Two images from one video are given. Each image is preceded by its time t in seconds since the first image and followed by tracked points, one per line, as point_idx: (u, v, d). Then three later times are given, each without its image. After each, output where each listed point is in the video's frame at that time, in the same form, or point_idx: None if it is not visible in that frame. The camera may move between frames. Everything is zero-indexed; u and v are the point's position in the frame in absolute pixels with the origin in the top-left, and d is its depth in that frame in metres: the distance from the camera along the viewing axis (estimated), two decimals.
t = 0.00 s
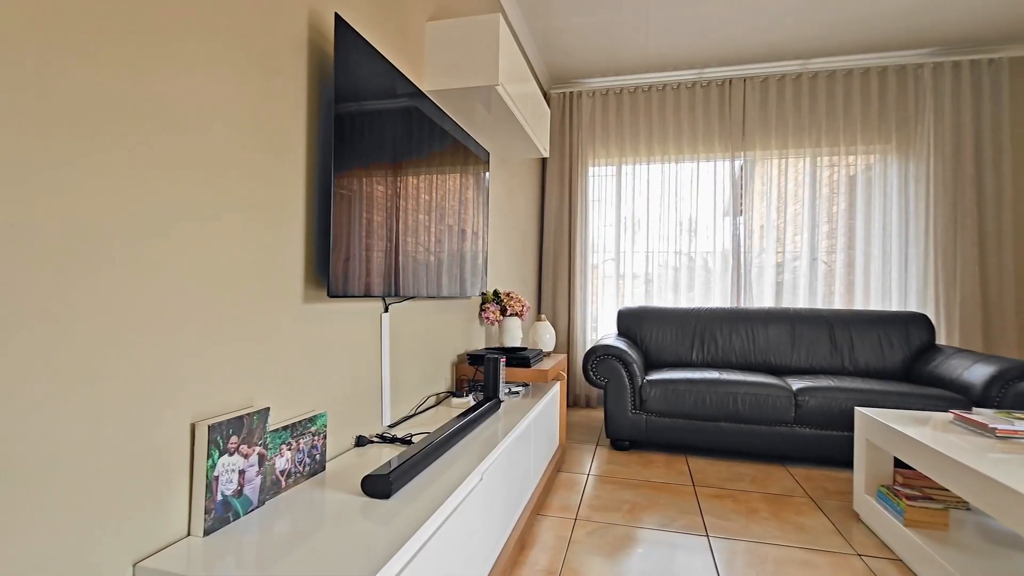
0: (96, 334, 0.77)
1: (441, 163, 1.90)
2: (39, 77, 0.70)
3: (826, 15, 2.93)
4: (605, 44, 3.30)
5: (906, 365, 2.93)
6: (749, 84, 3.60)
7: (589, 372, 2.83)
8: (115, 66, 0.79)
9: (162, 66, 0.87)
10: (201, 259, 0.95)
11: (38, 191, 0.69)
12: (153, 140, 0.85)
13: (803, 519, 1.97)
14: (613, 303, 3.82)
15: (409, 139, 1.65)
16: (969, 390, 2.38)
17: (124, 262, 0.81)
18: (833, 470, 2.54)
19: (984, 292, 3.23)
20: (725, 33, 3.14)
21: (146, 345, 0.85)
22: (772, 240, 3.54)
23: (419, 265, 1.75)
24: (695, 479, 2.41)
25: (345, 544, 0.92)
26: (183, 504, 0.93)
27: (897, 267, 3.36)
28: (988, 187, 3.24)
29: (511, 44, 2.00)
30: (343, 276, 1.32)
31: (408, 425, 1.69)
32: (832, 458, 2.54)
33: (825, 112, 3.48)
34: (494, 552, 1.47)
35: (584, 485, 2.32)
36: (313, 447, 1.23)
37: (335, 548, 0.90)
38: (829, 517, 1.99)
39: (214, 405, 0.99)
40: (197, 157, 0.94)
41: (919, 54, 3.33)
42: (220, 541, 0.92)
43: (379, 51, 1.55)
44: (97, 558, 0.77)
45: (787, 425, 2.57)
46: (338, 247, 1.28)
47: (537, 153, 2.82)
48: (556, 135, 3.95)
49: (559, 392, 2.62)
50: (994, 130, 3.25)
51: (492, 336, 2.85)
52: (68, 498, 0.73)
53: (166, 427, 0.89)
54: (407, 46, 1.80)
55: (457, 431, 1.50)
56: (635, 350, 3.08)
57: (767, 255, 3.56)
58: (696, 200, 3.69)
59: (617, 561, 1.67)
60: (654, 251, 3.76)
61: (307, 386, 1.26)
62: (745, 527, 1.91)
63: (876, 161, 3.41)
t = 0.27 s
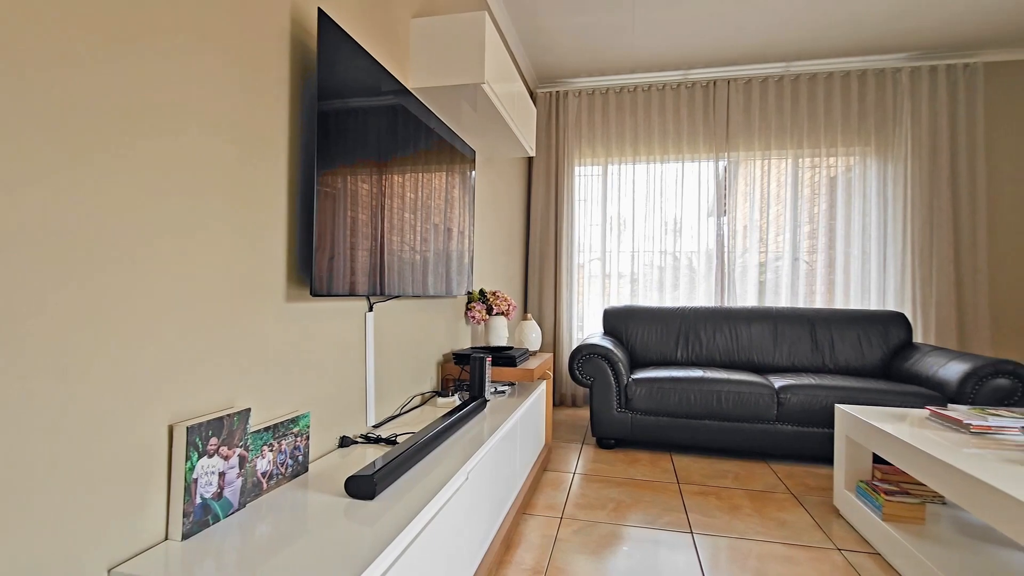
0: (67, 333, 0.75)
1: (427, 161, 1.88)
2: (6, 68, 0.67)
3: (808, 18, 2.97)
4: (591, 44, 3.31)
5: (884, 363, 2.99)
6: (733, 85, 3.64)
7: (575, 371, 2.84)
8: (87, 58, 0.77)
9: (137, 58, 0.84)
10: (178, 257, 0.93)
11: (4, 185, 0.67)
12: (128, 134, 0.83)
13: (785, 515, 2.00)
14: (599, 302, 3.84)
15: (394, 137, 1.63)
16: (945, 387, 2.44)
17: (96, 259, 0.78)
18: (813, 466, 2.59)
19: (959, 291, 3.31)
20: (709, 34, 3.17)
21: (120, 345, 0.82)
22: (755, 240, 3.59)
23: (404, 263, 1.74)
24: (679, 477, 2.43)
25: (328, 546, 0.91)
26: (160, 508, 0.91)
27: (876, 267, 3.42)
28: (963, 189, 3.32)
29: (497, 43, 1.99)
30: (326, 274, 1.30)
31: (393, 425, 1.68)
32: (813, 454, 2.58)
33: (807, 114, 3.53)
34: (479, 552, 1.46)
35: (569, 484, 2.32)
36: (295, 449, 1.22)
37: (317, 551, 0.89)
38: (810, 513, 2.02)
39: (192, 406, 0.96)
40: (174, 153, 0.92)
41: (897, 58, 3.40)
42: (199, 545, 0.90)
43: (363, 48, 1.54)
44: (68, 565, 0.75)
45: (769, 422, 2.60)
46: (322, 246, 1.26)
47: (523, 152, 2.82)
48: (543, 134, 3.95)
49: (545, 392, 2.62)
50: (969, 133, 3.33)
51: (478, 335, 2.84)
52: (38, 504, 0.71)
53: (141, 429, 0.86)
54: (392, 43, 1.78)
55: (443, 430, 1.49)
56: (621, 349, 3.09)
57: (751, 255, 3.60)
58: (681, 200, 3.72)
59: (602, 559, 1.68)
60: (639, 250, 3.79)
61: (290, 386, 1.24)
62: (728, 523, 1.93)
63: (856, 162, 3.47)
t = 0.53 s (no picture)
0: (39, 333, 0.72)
1: (412, 160, 1.87)
2: None
3: (790, 22, 3.02)
4: (577, 44, 3.31)
5: (864, 361, 3.05)
6: (717, 88, 3.68)
7: (561, 371, 2.85)
8: (60, 50, 0.75)
9: (113, 51, 0.82)
10: (155, 255, 0.91)
11: None
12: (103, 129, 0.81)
13: (768, 512, 2.02)
14: (585, 302, 3.85)
15: (379, 135, 1.62)
16: (922, 384, 2.49)
17: (69, 257, 0.76)
18: (795, 463, 2.62)
19: (936, 291, 3.39)
20: (694, 37, 3.20)
21: (95, 345, 0.80)
22: (738, 241, 3.63)
23: (390, 263, 1.72)
24: (664, 475, 2.44)
25: (310, 549, 0.89)
26: (137, 512, 0.88)
27: (856, 267, 3.48)
28: (939, 191, 3.40)
29: (483, 42, 1.99)
30: (310, 273, 1.28)
31: (378, 426, 1.66)
32: (795, 451, 2.62)
33: (789, 117, 3.58)
34: (465, 552, 1.45)
35: (555, 483, 2.32)
36: (277, 450, 1.20)
37: (299, 554, 0.88)
38: (792, 510, 2.05)
39: (171, 408, 0.94)
40: (152, 148, 0.90)
41: (876, 62, 3.47)
42: (177, 549, 0.88)
43: (348, 45, 1.52)
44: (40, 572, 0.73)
45: (752, 421, 2.63)
46: (305, 245, 1.25)
47: (510, 151, 2.82)
48: (529, 134, 3.95)
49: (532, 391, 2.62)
50: (945, 137, 3.41)
51: (464, 335, 2.83)
52: (8, 509, 0.69)
53: (117, 432, 0.84)
54: (377, 41, 1.77)
55: (428, 431, 1.48)
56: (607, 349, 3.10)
57: (734, 256, 3.64)
58: (666, 201, 3.75)
59: (588, 558, 1.68)
60: (625, 251, 3.81)
61: (272, 387, 1.22)
62: (712, 521, 1.95)
63: (837, 165, 3.53)
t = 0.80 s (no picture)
0: (8, 332, 0.70)
1: (397, 158, 1.85)
2: None
3: (772, 26, 3.06)
4: (563, 44, 3.32)
5: (844, 360, 3.11)
6: (701, 89, 3.72)
7: (547, 370, 2.85)
8: (31, 40, 0.72)
9: (86, 42, 0.80)
10: (131, 253, 0.88)
11: None
12: (76, 123, 0.79)
13: (750, 509, 2.05)
14: (571, 302, 3.86)
15: (364, 133, 1.60)
16: (899, 382, 2.55)
17: (40, 254, 0.74)
18: (777, 460, 2.66)
19: (912, 291, 3.46)
20: (678, 39, 3.23)
21: (66, 344, 0.78)
22: (722, 241, 3.67)
23: (374, 262, 1.71)
24: (649, 473, 2.46)
25: (291, 552, 0.88)
26: (112, 517, 0.86)
27: (836, 267, 3.55)
28: (916, 193, 3.48)
29: (469, 41, 1.98)
30: (292, 272, 1.26)
31: (362, 427, 1.64)
32: (777, 449, 2.66)
33: (771, 119, 3.64)
34: (449, 553, 1.44)
35: (541, 483, 2.33)
36: (258, 452, 1.18)
37: (280, 557, 0.86)
38: (774, 506, 2.08)
39: (147, 410, 0.92)
40: (128, 143, 0.87)
41: (855, 66, 3.54)
42: (154, 555, 0.86)
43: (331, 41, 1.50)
44: None
45: (735, 419, 2.67)
46: (286, 243, 1.23)
47: (495, 151, 2.81)
48: (515, 134, 3.95)
49: (517, 391, 2.62)
50: (921, 140, 3.49)
51: (449, 335, 2.82)
52: None
53: (91, 434, 0.82)
54: (361, 38, 1.75)
55: (413, 431, 1.48)
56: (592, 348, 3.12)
57: (718, 256, 3.68)
58: (651, 201, 3.78)
59: (573, 557, 1.68)
60: (610, 251, 3.83)
61: (252, 388, 1.20)
62: (695, 518, 1.96)
63: (817, 166, 3.59)
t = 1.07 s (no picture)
0: None
1: (382, 157, 1.84)
2: None
3: (755, 29, 3.10)
4: (548, 44, 3.33)
5: (824, 358, 3.16)
6: (685, 91, 3.76)
7: (532, 370, 2.85)
8: None
9: (57, 32, 0.78)
10: (105, 250, 0.86)
11: None
12: (46, 115, 0.76)
13: (733, 506, 2.07)
14: (557, 302, 3.87)
15: (348, 131, 1.58)
16: (877, 380, 2.60)
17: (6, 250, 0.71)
18: (758, 457, 2.70)
19: (890, 291, 3.54)
20: (663, 41, 3.26)
21: (35, 344, 0.75)
22: (706, 241, 3.71)
23: (359, 261, 1.69)
24: (634, 472, 2.48)
25: (271, 556, 0.86)
26: (85, 522, 0.83)
27: (817, 267, 3.61)
28: (893, 195, 3.55)
29: (454, 39, 1.97)
30: (273, 271, 1.24)
31: (345, 428, 1.62)
32: (758, 446, 2.69)
33: (754, 121, 3.69)
34: (434, 554, 1.43)
35: (526, 482, 2.32)
36: (237, 455, 1.15)
37: (260, 561, 0.84)
38: (756, 503, 2.11)
39: (122, 412, 0.90)
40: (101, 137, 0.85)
41: (835, 70, 3.61)
42: (129, 560, 0.84)
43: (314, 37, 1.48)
44: None
45: (718, 417, 2.70)
46: (267, 242, 1.21)
47: (481, 150, 2.80)
48: (501, 133, 3.94)
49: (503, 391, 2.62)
50: (898, 143, 3.57)
51: (434, 334, 2.80)
52: None
53: (62, 437, 0.79)
54: (345, 34, 1.73)
55: (398, 431, 1.46)
56: (578, 348, 3.13)
57: (702, 256, 3.72)
58: (636, 201, 3.80)
59: (558, 556, 1.69)
60: (596, 251, 3.84)
61: (233, 389, 1.18)
62: (679, 516, 1.98)
63: (798, 168, 3.65)
